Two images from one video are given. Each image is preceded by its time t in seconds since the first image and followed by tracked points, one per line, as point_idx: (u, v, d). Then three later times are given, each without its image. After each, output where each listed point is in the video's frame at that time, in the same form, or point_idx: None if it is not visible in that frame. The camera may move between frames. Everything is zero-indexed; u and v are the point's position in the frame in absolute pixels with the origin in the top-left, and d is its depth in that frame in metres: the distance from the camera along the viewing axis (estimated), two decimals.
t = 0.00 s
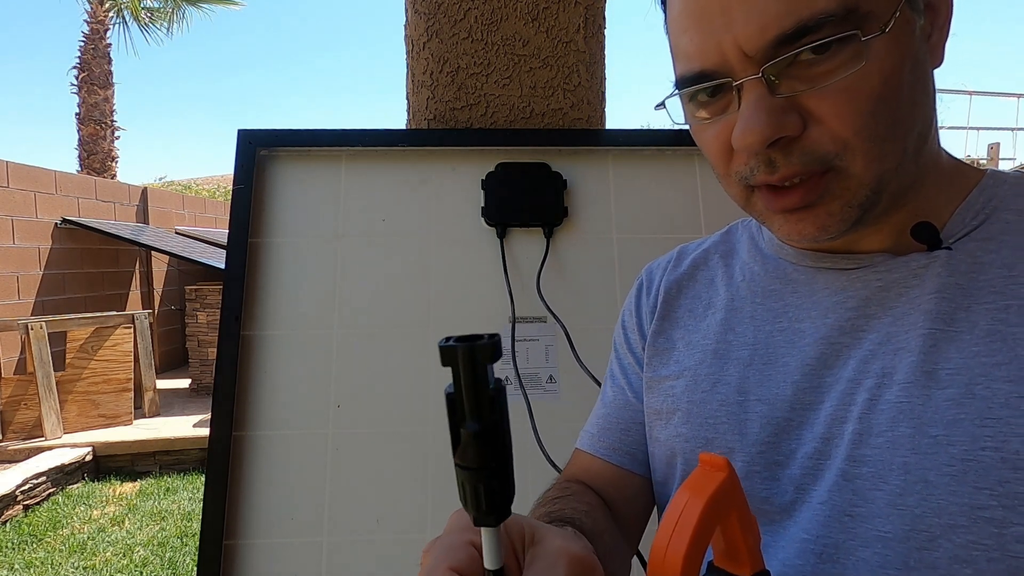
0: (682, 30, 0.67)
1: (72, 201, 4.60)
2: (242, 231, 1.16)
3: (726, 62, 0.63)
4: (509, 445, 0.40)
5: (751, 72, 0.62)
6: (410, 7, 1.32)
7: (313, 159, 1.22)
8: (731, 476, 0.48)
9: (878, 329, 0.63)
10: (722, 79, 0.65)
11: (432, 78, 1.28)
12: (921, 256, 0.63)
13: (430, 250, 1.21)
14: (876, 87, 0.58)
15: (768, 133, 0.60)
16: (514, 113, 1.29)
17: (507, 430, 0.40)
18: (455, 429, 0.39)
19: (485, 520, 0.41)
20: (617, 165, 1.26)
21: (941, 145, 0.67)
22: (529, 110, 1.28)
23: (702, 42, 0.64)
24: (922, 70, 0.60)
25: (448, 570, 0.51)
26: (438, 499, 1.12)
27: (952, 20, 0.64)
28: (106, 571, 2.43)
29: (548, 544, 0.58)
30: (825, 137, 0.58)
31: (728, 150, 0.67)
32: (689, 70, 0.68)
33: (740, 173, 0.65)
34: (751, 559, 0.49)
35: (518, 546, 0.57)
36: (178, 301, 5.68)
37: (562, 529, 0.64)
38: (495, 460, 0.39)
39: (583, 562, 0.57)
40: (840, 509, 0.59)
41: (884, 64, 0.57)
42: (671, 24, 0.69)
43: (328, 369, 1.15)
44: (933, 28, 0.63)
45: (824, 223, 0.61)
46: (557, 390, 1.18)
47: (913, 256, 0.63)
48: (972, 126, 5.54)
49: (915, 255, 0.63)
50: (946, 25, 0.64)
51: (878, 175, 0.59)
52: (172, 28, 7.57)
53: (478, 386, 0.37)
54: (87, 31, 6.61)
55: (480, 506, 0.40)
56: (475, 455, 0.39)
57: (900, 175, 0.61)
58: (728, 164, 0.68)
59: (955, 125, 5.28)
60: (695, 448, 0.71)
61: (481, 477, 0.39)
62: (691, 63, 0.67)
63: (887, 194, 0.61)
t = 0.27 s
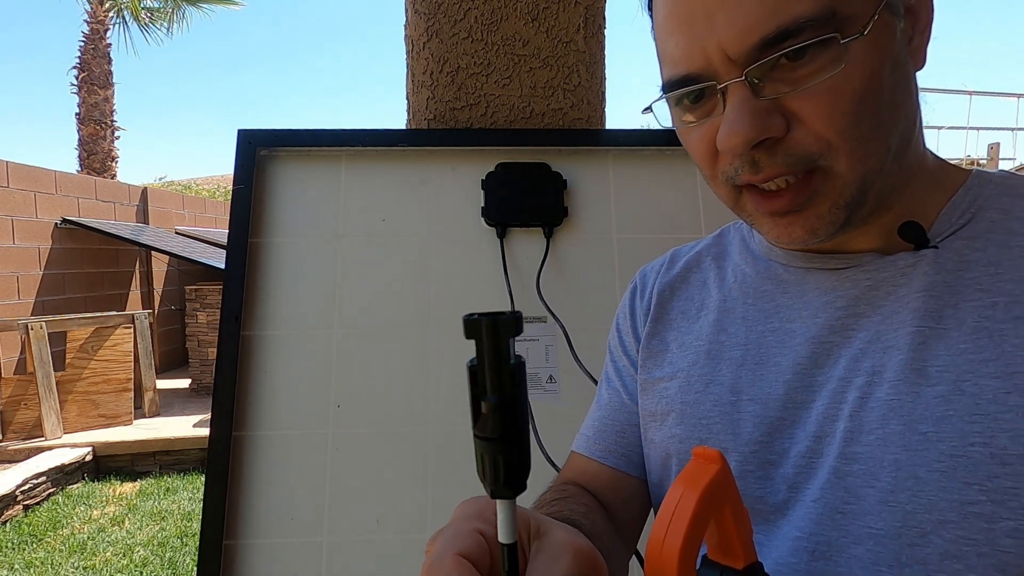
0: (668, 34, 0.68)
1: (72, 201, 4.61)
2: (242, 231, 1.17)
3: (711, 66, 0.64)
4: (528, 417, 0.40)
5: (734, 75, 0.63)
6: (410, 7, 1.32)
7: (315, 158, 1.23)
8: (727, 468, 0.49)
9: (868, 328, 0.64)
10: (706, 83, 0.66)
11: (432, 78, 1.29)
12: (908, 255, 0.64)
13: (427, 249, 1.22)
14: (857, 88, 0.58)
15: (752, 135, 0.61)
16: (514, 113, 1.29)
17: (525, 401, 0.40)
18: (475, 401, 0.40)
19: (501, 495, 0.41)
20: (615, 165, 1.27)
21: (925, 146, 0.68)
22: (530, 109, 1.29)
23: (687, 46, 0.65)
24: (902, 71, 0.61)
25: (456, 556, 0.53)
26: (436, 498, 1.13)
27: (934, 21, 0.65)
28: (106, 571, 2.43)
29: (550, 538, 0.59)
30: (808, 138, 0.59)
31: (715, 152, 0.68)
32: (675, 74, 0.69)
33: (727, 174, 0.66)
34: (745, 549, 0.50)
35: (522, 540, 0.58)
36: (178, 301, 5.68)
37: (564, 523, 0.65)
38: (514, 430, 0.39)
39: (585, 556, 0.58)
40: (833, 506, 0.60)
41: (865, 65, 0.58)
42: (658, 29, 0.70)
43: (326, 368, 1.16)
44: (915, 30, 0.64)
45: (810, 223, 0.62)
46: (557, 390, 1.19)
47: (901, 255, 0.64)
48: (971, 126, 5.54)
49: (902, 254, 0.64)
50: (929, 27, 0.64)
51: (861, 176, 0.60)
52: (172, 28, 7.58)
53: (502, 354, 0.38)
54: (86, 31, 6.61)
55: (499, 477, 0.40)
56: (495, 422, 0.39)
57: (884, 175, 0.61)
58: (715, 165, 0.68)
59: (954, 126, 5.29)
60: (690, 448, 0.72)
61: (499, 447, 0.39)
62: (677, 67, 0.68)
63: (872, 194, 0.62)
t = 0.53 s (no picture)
0: (660, 38, 0.68)
1: (72, 201, 4.61)
2: (243, 231, 1.17)
3: (702, 69, 0.64)
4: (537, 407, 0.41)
5: (727, 79, 0.63)
6: (410, 7, 1.33)
7: (314, 159, 1.23)
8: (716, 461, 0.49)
9: (862, 326, 0.64)
10: (699, 88, 0.66)
11: (432, 78, 1.29)
12: (900, 254, 0.64)
13: (425, 249, 1.22)
14: (848, 92, 0.59)
15: (746, 139, 0.61)
16: (514, 113, 1.30)
17: (534, 394, 0.40)
18: (485, 391, 0.40)
19: (508, 486, 0.41)
20: (614, 165, 1.27)
21: (914, 147, 0.68)
22: (530, 109, 1.29)
23: (679, 50, 0.65)
24: (890, 74, 0.61)
25: (459, 549, 0.53)
26: (435, 496, 1.13)
27: (920, 25, 0.66)
28: (106, 571, 2.44)
29: (552, 532, 0.60)
30: (801, 142, 0.59)
31: (709, 156, 0.68)
32: (668, 78, 0.68)
33: (721, 178, 0.66)
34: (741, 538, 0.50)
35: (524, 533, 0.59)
36: (178, 301, 5.69)
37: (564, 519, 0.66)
38: (524, 419, 0.40)
39: (587, 549, 0.58)
40: (828, 503, 0.60)
41: (855, 70, 0.58)
42: (650, 34, 0.70)
43: (325, 368, 1.16)
44: (902, 35, 0.65)
45: (803, 225, 0.63)
46: (557, 390, 1.19)
47: (892, 254, 0.65)
48: (970, 126, 5.55)
49: (894, 253, 0.65)
50: (914, 32, 0.65)
51: (852, 178, 0.60)
52: (172, 28, 7.58)
53: (512, 344, 0.38)
54: (86, 31, 6.62)
55: (507, 469, 0.40)
56: (504, 413, 0.39)
57: (874, 177, 0.62)
58: (709, 169, 0.68)
59: (954, 126, 5.29)
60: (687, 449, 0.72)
61: (509, 437, 0.40)
62: (670, 71, 0.68)
63: (863, 196, 0.62)
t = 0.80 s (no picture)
0: (654, 42, 0.68)
1: (72, 201, 4.61)
2: (242, 231, 1.18)
3: (696, 71, 0.64)
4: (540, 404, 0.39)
5: (720, 82, 0.63)
6: (410, 7, 1.33)
7: (314, 159, 1.23)
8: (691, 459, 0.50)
9: (857, 326, 0.64)
10: (693, 90, 0.66)
11: (432, 78, 1.30)
12: (894, 254, 0.65)
13: (425, 250, 1.22)
14: (839, 93, 0.59)
15: (740, 140, 0.61)
16: (514, 113, 1.30)
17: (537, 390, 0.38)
18: (487, 388, 0.39)
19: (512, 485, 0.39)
20: (613, 164, 1.28)
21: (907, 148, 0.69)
22: (530, 109, 1.30)
23: (673, 54, 0.65)
24: (882, 76, 0.62)
25: (458, 542, 0.53)
26: (435, 496, 1.13)
27: (911, 26, 0.66)
28: (106, 571, 2.44)
29: (551, 526, 0.60)
30: (793, 143, 0.60)
31: (704, 157, 0.68)
32: (663, 82, 0.69)
33: (716, 179, 0.66)
34: (725, 540, 0.50)
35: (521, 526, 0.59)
36: (178, 301, 5.69)
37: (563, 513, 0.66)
38: (527, 417, 0.38)
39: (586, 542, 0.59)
40: (826, 502, 0.60)
41: (846, 71, 0.59)
42: (644, 38, 0.70)
43: (324, 368, 1.17)
44: (893, 38, 0.65)
45: (797, 224, 0.63)
46: (557, 390, 1.20)
47: (886, 254, 0.65)
48: (970, 126, 5.55)
49: (888, 253, 0.65)
50: (905, 35, 0.66)
51: (845, 178, 0.61)
52: (172, 27, 7.58)
53: (513, 340, 0.37)
54: (87, 31, 6.62)
55: (509, 468, 0.38)
56: (506, 409, 0.37)
57: (868, 177, 0.62)
58: (705, 171, 0.69)
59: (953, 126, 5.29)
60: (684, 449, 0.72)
61: (512, 436, 0.37)
62: (664, 74, 0.68)
63: (857, 196, 0.63)
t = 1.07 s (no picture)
0: (647, 48, 0.68)
1: (72, 201, 4.61)
2: (243, 231, 1.18)
3: (688, 76, 0.64)
4: (500, 391, 0.43)
5: (712, 87, 0.63)
6: (410, 7, 1.33)
7: (314, 159, 1.23)
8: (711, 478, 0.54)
9: (850, 327, 0.65)
10: (685, 95, 0.66)
11: (432, 78, 1.30)
12: (886, 255, 0.65)
13: (425, 250, 1.22)
14: (827, 97, 0.59)
15: (731, 144, 0.61)
16: (513, 113, 1.30)
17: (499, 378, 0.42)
18: (451, 371, 0.42)
19: (470, 459, 0.43)
20: (612, 164, 1.28)
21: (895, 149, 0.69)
22: (529, 109, 1.30)
23: (666, 59, 0.66)
24: (871, 80, 0.62)
25: (425, 522, 0.58)
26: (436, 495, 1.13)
27: (898, 30, 0.66)
28: (106, 571, 2.44)
29: (521, 513, 0.63)
30: (783, 147, 0.60)
31: (696, 161, 0.68)
32: (655, 86, 0.69)
33: (708, 183, 0.66)
34: (727, 547, 0.50)
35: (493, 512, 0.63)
36: (178, 301, 5.69)
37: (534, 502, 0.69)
38: (486, 400, 0.42)
39: (555, 528, 0.62)
40: (825, 502, 0.60)
41: (834, 76, 0.59)
42: (636, 44, 0.71)
43: (323, 368, 1.17)
44: (880, 42, 0.65)
45: (788, 226, 0.63)
46: (557, 390, 1.20)
47: (878, 255, 0.65)
48: (970, 126, 5.55)
49: (879, 254, 0.65)
50: (892, 38, 0.66)
51: (835, 181, 0.61)
52: (172, 28, 7.59)
53: (477, 330, 0.40)
54: (87, 31, 6.62)
55: (468, 445, 0.42)
56: (468, 392, 0.41)
57: (858, 180, 0.63)
58: (697, 174, 0.69)
59: (953, 126, 5.29)
60: (682, 451, 0.72)
61: (473, 417, 0.42)
62: (657, 79, 0.68)
63: (847, 198, 0.63)
